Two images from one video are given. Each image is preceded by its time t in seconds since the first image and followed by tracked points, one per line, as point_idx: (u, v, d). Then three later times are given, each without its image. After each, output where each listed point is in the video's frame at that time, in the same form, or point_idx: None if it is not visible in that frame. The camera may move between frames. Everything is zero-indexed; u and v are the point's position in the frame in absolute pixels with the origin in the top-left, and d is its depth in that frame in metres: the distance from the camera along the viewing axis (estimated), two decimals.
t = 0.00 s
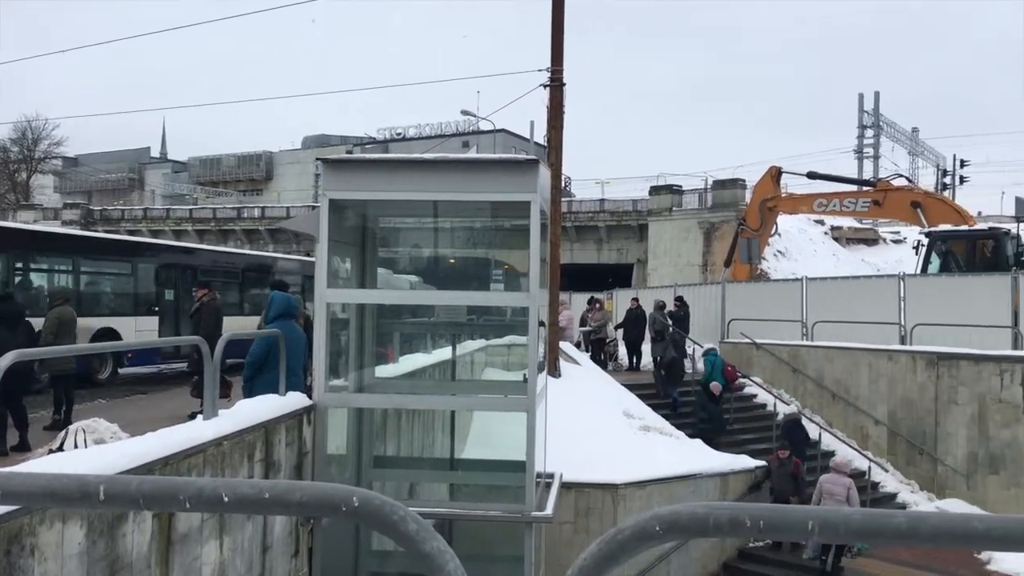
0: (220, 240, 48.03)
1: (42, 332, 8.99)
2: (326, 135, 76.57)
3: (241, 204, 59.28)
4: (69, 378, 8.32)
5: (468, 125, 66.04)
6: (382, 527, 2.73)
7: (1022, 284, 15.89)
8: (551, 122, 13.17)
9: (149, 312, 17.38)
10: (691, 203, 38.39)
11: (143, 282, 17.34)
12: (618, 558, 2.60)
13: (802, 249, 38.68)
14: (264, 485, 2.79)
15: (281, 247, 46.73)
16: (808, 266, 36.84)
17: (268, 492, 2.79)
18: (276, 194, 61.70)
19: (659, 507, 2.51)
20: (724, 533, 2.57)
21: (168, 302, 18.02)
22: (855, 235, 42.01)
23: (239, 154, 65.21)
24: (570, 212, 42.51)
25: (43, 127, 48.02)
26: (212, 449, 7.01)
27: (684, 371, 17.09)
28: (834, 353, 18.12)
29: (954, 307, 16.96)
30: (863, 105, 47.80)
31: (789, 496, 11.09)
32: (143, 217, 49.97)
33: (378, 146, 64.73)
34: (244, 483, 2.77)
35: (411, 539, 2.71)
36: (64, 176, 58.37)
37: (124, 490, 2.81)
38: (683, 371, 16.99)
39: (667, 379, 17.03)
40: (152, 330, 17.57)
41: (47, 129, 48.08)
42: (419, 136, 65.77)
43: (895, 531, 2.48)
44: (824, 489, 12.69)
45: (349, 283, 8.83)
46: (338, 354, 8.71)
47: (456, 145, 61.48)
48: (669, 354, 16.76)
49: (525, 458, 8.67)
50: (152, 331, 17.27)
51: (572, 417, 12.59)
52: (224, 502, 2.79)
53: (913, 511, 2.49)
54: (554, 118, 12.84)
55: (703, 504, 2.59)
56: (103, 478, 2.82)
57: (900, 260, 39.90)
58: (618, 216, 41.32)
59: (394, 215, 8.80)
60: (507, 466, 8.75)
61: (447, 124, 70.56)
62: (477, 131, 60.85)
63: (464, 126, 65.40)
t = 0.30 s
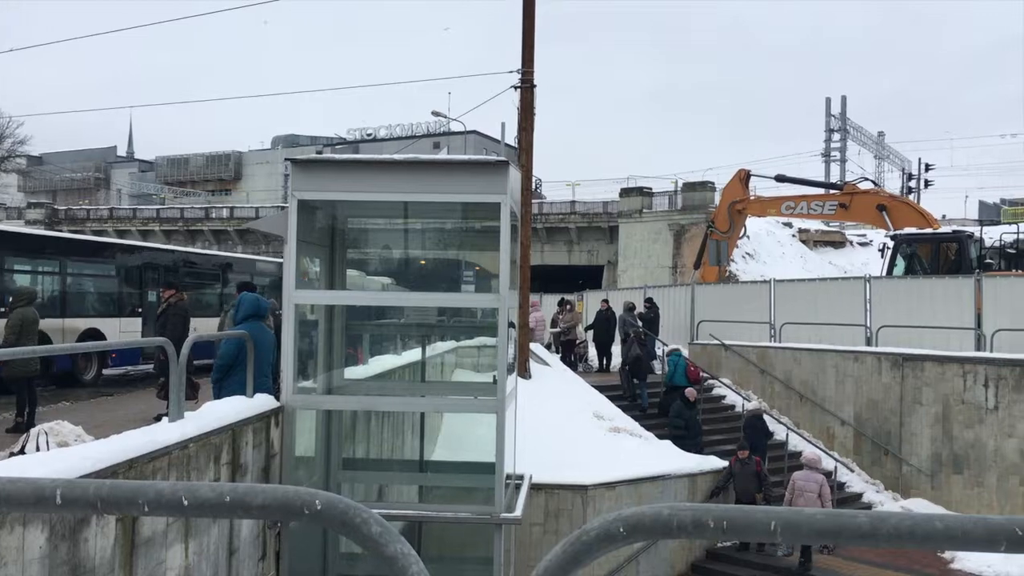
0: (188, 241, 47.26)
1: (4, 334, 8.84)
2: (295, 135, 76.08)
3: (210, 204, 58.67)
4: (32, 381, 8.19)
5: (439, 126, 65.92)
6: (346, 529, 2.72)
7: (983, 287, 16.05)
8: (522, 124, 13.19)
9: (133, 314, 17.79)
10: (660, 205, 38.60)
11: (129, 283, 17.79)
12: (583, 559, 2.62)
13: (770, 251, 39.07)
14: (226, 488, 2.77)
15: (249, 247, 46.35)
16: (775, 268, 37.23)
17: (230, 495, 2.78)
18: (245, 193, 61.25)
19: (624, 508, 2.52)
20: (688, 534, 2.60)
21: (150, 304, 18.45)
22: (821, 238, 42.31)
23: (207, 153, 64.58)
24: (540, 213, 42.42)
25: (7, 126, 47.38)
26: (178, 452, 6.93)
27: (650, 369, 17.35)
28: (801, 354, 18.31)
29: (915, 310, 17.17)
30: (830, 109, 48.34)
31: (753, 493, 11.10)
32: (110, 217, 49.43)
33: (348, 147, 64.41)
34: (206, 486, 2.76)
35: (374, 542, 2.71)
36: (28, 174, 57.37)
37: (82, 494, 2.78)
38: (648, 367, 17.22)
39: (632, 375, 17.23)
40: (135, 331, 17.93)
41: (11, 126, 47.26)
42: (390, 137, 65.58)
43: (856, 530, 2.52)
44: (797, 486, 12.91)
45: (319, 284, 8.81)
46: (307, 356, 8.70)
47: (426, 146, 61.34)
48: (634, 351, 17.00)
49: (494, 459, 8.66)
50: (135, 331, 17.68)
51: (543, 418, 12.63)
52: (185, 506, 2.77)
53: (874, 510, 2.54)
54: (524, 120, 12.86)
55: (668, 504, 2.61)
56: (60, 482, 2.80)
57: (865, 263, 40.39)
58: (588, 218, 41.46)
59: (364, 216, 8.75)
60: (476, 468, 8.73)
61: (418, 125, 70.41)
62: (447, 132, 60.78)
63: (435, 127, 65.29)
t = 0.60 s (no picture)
0: (154, 240, 47.69)
1: None
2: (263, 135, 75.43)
3: (177, 204, 58.01)
4: None
5: (408, 127, 65.73)
6: (306, 534, 2.68)
7: (946, 289, 16.22)
8: (491, 126, 13.19)
9: (116, 316, 18.18)
10: (630, 207, 38.78)
11: (112, 284, 18.13)
12: (546, 560, 2.61)
13: (738, 253, 39.41)
14: (184, 492, 2.73)
15: (217, 249, 45.92)
16: (743, 270, 37.58)
17: (188, 498, 2.74)
18: (213, 194, 60.63)
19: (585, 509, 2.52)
20: (650, 534, 2.61)
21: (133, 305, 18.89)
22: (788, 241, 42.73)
23: (174, 153, 63.90)
24: (510, 215, 42.43)
25: None
26: (141, 455, 6.85)
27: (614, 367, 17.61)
28: (768, 355, 18.48)
29: (879, 313, 17.40)
30: (797, 113, 48.83)
31: (719, 494, 11.16)
32: (74, 217, 48.80)
33: (317, 148, 64.04)
34: (164, 489, 2.72)
35: (336, 546, 2.67)
36: None
37: (37, 499, 2.75)
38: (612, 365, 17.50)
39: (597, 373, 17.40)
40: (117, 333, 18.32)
41: None
42: (360, 137, 65.28)
43: (815, 530, 2.53)
44: (769, 484, 13.04)
45: (286, 284, 8.76)
46: (274, 358, 8.64)
47: (396, 146, 61.11)
48: (599, 347, 17.39)
49: (462, 461, 8.65)
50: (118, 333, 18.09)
51: (512, 420, 12.62)
52: (143, 509, 2.73)
53: (833, 510, 2.55)
54: (494, 121, 12.86)
55: (631, 506, 2.61)
56: (15, 485, 2.77)
57: (831, 265, 40.89)
58: (558, 220, 41.53)
59: (332, 217, 8.73)
60: (444, 470, 8.72)
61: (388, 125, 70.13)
62: (417, 132, 60.65)
63: (405, 127, 65.10)
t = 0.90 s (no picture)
0: (120, 239, 47.27)
1: None
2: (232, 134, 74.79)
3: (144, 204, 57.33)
4: None
5: (379, 127, 65.53)
6: (269, 537, 2.66)
7: (911, 289, 16.45)
8: (462, 126, 13.16)
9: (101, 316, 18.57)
10: (600, 208, 38.96)
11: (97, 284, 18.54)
12: (511, 560, 2.60)
13: (708, 254, 39.71)
14: (146, 495, 2.71)
15: (185, 249, 45.46)
16: (713, 270, 37.90)
17: (150, 501, 2.72)
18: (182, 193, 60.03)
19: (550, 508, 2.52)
20: (616, 534, 2.62)
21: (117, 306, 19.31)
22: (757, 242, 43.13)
23: (141, 153, 63.22)
24: (481, 215, 42.44)
25: None
26: (106, 458, 6.76)
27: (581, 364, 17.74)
28: (737, 355, 18.64)
29: (846, 313, 17.57)
30: (765, 114, 49.28)
31: (689, 494, 11.22)
32: (39, 217, 48.11)
33: (288, 148, 63.67)
34: (126, 493, 2.70)
35: (300, 548, 2.64)
36: None
37: None
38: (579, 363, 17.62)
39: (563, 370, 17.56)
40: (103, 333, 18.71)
41: None
42: (331, 137, 64.97)
43: (779, 529, 2.54)
44: (743, 478, 13.15)
45: (256, 286, 8.70)
46: (243, 360, 8.58)
47: (367, 146, 60.90)
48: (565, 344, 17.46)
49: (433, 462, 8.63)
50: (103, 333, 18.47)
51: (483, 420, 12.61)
52: (104, 513, 2.71)
53: (797, 508, 2.56)
54: (465, 121, 12.86)
55: (596, 506, 2.62)
56: None
57: (801, 265, 41.42)
58: (529, 220, 41.57)
59: (302, 217, 8.69)
60: (414, 471, 8.69)
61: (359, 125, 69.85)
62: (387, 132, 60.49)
63: (376, 127, 64.90)
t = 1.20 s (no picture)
0: (86, 237, 46.53)
1: None
2: (199, 131, 73.97)
3: (109, 201, 56.49)
4: None
5: (349, 123, 65.20)
6: (233, 537, 2.64)
7: (878, 284, 16.64)
8: (432, 122, 13.13)
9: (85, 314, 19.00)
10: (572, 205, 39.04)
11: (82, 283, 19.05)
12: (480, 557, 2.58)
13: (678, 251, 39.98)
14: (108, 495, 2.68)
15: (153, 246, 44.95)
16: (684, 267, 38.18)
17: (112, 502, 2.69)
18: (148, 189, 59.23)
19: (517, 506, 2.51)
20: (585, 531, 2.61)
21: (99, 305, 19.78)
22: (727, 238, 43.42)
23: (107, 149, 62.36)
24: (452, 212, 42.39)
25: None
26: (72, 458, 6.66)
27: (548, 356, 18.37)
28: (708, 351, 18.76)
29: (815, 309, 17.73)
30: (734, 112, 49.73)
31: (659, 491, 11.31)
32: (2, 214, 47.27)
33: (257, 145, 63.15)
34: (87, 493, 2.67)
35: (265, 548, 2.60)
36: None
37: None
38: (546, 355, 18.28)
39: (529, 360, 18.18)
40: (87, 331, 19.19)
41: None
42: (301, 133, 64.50)
43: (746, 524, 2.54)
44: (720, 474, 13.25)
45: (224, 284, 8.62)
46: (211, 358, 8.50)
47: (337, 143, 60.56)
48: (534, 335, 18.11)
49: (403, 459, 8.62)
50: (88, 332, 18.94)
51: (455, 418, 12.59)
52: (64, 514, 2.68)
53: (762, 503, 2.58)
54: (436, 118, 12.82)
55: (563, 502, 2.61)
56: None
57: (768, 263, 41.60)
58: (500, 217, 41.51)
59: (270, 214, 8.61)
60: (384, 469, 8.67)
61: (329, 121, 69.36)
62: (358, 129, 60.15)
63: (346, 124, 64.52)
